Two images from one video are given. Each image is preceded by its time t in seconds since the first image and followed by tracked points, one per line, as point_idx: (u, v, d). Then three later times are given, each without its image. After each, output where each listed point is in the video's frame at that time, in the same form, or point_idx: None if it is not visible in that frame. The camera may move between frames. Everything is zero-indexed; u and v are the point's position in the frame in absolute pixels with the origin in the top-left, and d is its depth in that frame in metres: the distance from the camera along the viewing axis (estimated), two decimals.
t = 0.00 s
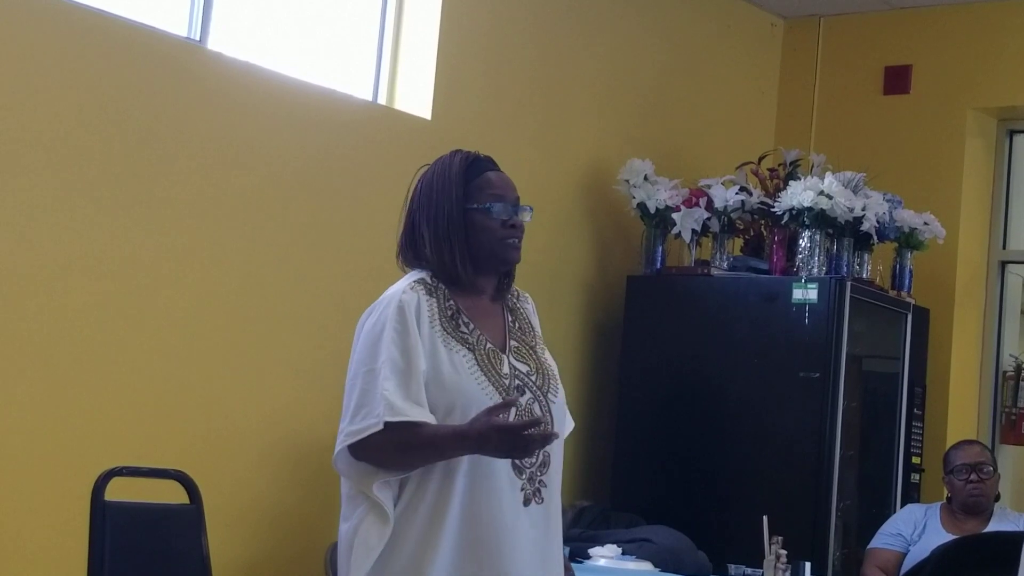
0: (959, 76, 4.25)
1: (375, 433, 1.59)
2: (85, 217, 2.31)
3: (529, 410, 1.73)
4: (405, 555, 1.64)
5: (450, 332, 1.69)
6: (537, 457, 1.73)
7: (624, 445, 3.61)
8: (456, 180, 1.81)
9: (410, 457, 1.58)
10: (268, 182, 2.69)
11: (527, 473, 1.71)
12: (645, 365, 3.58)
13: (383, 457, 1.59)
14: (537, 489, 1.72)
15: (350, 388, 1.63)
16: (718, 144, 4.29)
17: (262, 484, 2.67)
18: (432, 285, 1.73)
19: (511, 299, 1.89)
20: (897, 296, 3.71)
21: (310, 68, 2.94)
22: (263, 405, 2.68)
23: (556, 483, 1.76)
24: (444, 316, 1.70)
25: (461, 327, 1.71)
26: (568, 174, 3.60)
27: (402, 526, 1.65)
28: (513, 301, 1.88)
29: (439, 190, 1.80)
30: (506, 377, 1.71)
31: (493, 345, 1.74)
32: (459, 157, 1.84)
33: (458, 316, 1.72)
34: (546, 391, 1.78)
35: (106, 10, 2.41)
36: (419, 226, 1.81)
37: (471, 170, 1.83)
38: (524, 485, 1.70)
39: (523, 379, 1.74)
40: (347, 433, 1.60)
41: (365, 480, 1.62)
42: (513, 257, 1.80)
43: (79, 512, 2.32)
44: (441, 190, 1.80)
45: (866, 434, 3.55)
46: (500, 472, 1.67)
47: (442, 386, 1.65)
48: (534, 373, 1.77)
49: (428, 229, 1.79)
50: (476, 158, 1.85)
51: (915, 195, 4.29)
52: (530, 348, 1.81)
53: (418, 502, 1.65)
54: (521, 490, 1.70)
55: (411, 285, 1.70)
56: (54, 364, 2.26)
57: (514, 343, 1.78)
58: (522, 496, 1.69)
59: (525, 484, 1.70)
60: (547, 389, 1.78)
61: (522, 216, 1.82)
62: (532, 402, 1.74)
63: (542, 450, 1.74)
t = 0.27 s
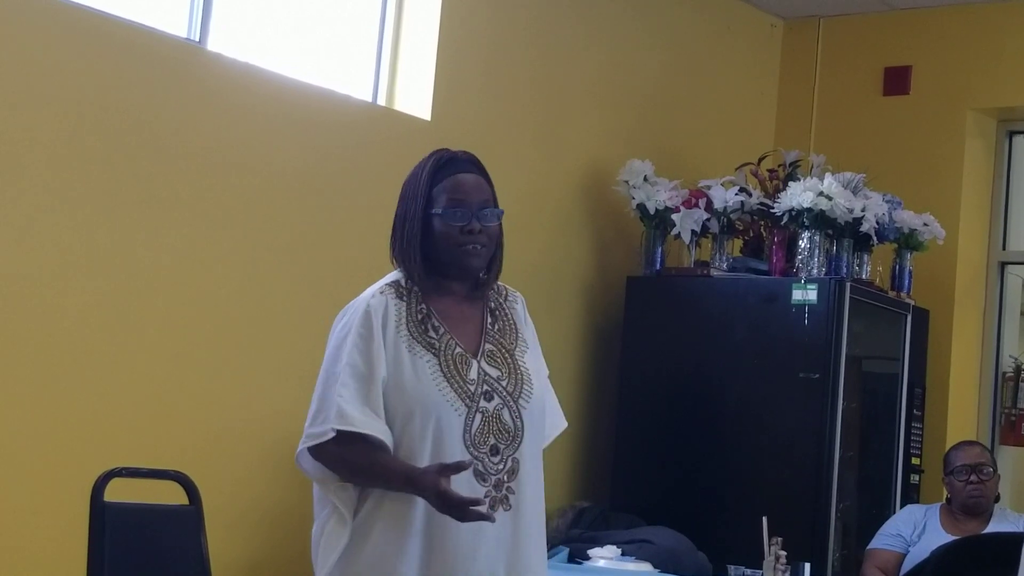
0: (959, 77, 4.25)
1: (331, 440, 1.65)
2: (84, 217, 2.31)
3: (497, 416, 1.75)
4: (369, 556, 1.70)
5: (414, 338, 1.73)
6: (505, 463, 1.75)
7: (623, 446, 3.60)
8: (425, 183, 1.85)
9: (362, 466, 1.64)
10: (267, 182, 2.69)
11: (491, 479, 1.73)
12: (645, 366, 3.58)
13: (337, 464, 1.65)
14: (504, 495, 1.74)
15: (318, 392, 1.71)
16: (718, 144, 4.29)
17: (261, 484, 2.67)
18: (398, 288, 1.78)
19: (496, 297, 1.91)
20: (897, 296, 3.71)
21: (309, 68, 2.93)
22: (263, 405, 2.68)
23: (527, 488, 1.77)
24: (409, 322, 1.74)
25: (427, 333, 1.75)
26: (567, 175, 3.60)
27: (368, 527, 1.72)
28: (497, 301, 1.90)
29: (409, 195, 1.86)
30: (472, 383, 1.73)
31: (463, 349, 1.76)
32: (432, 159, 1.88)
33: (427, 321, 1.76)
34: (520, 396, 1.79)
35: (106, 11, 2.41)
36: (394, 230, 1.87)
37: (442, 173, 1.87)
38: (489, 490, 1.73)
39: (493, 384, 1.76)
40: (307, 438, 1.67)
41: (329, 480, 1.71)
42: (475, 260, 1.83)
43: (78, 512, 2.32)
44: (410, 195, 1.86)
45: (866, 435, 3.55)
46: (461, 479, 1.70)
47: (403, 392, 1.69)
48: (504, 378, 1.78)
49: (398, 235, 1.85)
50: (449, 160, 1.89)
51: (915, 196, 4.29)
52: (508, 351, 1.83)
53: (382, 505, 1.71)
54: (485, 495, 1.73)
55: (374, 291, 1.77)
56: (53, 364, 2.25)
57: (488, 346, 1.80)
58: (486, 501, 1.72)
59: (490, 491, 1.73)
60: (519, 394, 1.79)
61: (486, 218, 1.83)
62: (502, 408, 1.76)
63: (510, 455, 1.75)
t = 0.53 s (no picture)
0: (960, 78, 4.25)
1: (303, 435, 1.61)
2: (84, 218, 2.31)
3: (474, 411, 1.67)
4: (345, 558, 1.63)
5: (389, 334, 1.67)
6: (481, 457, 1.66)
7: (624, 447, 3.60)
8: (416, 181, 1.78)
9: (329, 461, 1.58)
10: (267, 184, 2.69)
11: (467, 474, 1.65)
12: (645, 367, 3.58)
13: (307, 460, 1.60)
14: (478, 489, 1.66)
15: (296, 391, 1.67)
16: (718, 145, 4.29)
17: (261, 485, 2.67)
18: (376, 289, 1.72)
19: (473, 299, 1.84)
20: (898, 297, 3.71)
21: (310, 69, 2.94)
22: (264, 406, 2.68)
23: (504, 484, 1.68)
24: (385, 319, 1.68)
25: (402, 329, 1.69)
26: (568, 176, 3.60)
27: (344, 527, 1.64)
28: (476, 301, 1.83)
29: (398, 190, 1.78)
30: (446, 377, 1.66)
31: (438, 345, 1.70)
32: (419, 155, 1.81)
33: (403, 318, 1.70)
34: (497, 390, 1.71)
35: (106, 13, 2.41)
36: (374, 227, 1.78)
37: (431, 171, 1.81)
38: (463, 485, 1.64)
39: (469, 378, 1.69)
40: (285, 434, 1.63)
41: (304, 482, 1.64)
42: (472, 262, 1.78)
43: (79, 513, 2.32)
44: (395, 191, 1.78)
45: (866, 435, 3.55)
46: (434, 474, 1.62)
47: (375, 387, 1.63)
48: (481, 373, 1.71)
49: (390, 231, 1.76)
50: (437, 159, 1.83)
51: (915, 196, 4.29)
52: (487, 347, 1.76)
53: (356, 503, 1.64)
54: (458, 491, 1.64)
55: (357, 291, 1.70)
56: (53, 365, 2.25)
57: (466, 342, 1.73)
58: (459, 497, 1.64)
59: (464, 486, 1.65)
60: (496, 388, 1.71)
61: (482, 221, 1.80)
62: (478, 402, 1.68)
63: (487, 450, 1.67)
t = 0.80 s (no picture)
0: (959, 78, 4.25)
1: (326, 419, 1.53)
2: (84, 218, 2.31)
3: (472, 405, 1.65)
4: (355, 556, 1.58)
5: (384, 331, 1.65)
6: (481, 451, 1.65)
7: (624, 447, 3.60)
8: (383, 185, 1.74)
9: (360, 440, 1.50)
10: (268, 184, 2.69)
11: (467, 468, 1.63)
12: (645, 367, 3.58)
13: (335, 434, 1.53)
14: (477, 482, 1.64)
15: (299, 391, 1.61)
16: (717, 145, 4.29)
17: (261, 486, 2.67)
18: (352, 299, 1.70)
19: (458, 300, 1.81)
20: (898, 297, 3.71)
21: (310, 69, 2.93)
22: (264, 406, 2.68)
23: (506, 477, 1.67)
24: (379, 318, 1.66)
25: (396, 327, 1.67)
26: (567, 176, 3.60)
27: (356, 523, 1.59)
28: (459, 302, 1.80)
29: (367, 197, 1.75)
30: (445, 372, 1.65)
31: (432, 343, 1.68)
32: (388, 160, 1.78)
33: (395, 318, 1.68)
34: (493, 386, 1.70)
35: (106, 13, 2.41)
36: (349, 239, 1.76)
37: (400, 174, 1.77)
38: (464, 479, 1.63)
39: (466, 374, 1.67)
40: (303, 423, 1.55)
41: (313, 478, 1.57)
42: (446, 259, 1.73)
43: (78, 513, 2.32)
44: (366, 198, 1.75)
45: (866, 436, 3.56)
46: (438, 468, 1.60)
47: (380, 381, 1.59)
48: (477, 368, 1.70)
49: (362, 237, 1.74)
50: (406, 162, 1.79)
51: (915, 197, 4.29)
52: (477, 346, 1.74)
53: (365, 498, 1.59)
54: (460, 485, 1.62)
55: (342, 292, 1.66)
56: (53, 366, 2.25)
57: (456, 341, 1.72)
58: (462, 491, 1.62)
59: (465, 480, 1.63)
60: (492, 383, 1.70)
61: (455, 215, 1.74)
62: (476, 396, 1.66)
63: (486, 443, 1.66)
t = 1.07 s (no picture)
0: (959, 79, 4.25)
1: (364, 412, 1.55)
2: (85, 218, 2.31)
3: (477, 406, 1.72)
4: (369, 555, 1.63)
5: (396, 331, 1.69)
6: (485, 451, 1.72)
7: (624, 448, 3.60)
8: (377, 185, 1.80)
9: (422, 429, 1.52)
10: (268, 185, 2.69)
11: (474, 468, 1.70)
12: (645, 368, 3.58)
13: (385, 429, 1.54)
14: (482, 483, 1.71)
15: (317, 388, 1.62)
16: (718, 147, 4.29)
17: (261, 487, 2.67)
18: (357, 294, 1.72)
19: (447, 296, 1.88)
20: (898, 299, 3.71)
21: (310, 70, 2.94)
22: (264, 407, 2.68)
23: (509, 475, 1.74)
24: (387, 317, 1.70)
25: (405, 327, 1.71)
26: (568, 177, 3.60)
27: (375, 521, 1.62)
28: (450, 299, 1.87)
29: (362, 197, 1.79)
30: (450, 374, 1.72)
31: (436, 344, 1.74)
32: (379, 162, 1.83)
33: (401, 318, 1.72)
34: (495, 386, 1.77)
35: (106, 13, 2.41)
36: (343, 240, 1.79)
37: (391, 174, 1.83)
38: (471, 479, 1.70)
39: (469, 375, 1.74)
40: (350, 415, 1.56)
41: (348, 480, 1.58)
42: (443, 255, 1.80)
43: (78, 513, 2.32)
44: (362, 197, 1.79)
45: (866, 438, 3.55)
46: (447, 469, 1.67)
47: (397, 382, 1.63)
48: (478, 369, 1.77)
49: (355, 236, 1.78)
50: (395, 163, 1.85)
51: (915, 198, 4.29)
52: (476, 344, 1.81)
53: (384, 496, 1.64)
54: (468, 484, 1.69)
55: (348, 290, 1.68)
56: (54, 365, 2.26)
57: (456, 340, 1.78)
58: (469, 491, 1.70)
59: (472, 480, 1.70)
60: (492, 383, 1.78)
61: (448, 213, 1.82)
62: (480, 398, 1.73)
63: (489, 443, 1.73)
